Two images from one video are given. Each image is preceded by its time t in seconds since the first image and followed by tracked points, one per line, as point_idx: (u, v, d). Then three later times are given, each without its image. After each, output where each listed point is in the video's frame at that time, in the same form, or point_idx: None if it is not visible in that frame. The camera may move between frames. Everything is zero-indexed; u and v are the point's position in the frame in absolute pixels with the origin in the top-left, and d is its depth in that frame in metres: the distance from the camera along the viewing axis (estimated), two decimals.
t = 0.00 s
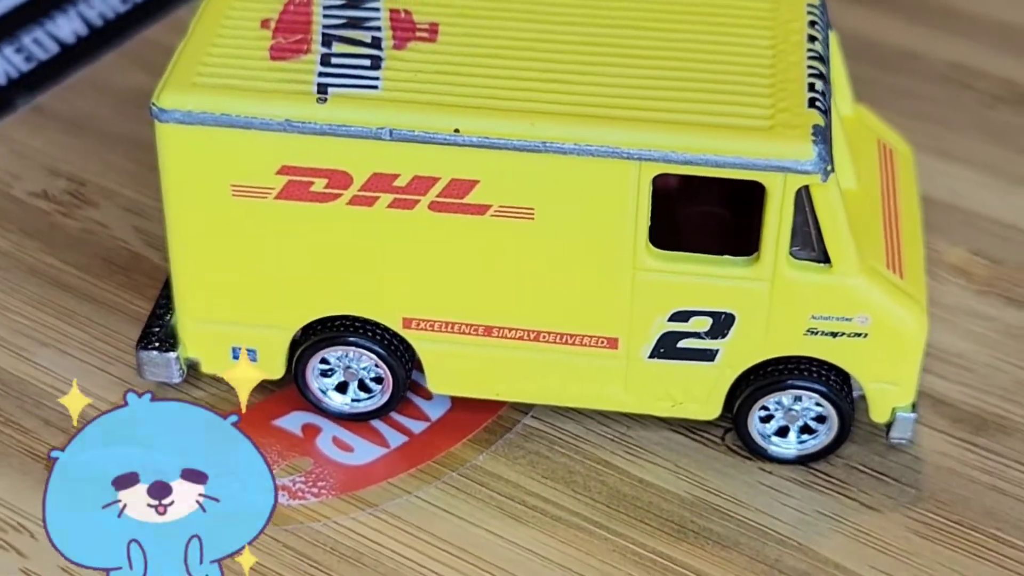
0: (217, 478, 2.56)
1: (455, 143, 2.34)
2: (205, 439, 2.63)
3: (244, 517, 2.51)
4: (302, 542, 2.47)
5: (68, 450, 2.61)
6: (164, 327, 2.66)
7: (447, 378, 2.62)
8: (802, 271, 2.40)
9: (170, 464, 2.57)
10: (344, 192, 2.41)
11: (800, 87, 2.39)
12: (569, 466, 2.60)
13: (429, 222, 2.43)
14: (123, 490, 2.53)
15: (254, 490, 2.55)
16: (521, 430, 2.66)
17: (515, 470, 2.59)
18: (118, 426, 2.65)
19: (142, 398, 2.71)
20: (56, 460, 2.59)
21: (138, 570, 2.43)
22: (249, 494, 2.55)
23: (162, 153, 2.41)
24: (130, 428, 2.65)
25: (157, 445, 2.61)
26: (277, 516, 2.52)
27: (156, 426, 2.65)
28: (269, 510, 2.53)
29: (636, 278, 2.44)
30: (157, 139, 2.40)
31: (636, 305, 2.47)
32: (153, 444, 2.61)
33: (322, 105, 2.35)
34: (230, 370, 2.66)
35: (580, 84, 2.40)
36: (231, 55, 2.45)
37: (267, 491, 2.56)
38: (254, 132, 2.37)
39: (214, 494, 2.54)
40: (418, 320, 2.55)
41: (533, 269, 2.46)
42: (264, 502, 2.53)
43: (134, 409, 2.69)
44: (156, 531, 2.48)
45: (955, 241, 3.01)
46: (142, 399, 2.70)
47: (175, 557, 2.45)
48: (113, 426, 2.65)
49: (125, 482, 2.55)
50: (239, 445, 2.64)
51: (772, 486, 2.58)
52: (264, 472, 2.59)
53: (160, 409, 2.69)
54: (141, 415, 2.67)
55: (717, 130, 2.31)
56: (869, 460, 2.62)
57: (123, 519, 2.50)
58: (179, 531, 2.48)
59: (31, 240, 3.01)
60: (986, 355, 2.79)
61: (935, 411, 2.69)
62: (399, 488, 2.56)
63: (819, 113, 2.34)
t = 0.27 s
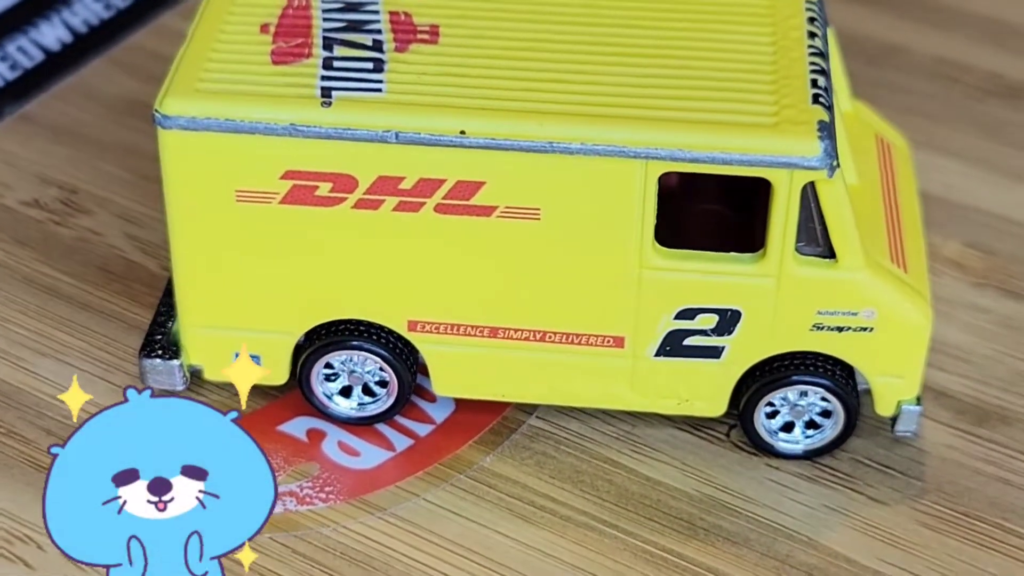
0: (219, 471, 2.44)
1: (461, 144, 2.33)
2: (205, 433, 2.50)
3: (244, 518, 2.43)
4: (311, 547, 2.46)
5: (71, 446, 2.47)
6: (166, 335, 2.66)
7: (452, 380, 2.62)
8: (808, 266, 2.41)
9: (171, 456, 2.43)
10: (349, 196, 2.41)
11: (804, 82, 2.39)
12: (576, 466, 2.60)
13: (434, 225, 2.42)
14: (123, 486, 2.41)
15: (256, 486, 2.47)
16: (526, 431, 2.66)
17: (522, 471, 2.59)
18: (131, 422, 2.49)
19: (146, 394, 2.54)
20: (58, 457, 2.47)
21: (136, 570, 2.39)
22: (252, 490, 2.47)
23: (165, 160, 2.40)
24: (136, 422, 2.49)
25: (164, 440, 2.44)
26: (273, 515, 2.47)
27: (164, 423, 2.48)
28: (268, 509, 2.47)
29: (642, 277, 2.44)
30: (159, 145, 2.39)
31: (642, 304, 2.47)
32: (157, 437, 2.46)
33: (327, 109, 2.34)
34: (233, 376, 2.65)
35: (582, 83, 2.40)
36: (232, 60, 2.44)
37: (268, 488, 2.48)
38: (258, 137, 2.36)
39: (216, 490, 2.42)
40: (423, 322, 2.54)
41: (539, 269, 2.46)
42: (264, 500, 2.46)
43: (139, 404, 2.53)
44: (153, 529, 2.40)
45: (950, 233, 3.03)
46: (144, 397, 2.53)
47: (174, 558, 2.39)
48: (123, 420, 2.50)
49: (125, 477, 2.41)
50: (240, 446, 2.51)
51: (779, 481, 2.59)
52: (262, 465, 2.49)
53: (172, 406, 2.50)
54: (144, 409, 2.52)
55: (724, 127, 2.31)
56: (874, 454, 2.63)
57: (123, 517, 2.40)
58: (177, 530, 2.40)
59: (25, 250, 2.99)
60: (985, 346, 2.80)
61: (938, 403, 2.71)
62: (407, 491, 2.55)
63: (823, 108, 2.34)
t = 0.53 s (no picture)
0: (218, 470, 2.39)
1: (463, 146, 2.33)
2: (206, 434, 2.43)
3: (244, 518, 2.39)
4: (318, 552, 2.45)
5: (71, 446, 2.41)
6: (166, 341, 2.65)
7: (454, 381, 2.61)
8: (810, 262, 2.42)
9: (171, 456, 2.38)
10: (351, 199, 2.40)
11: (804, 80, 2.40)
12: (581, 466, 2.60)
13: (437, 226, 2.42)
14: (123, 486, 2.38)
15: (255, 485, 2.42)
16: (529, 431, 2.66)
17: (526, 472, 2.59)
18: (131, 423, 2.41)
19: (146, 395, 2.43)
20: (58, 457, 2.40)
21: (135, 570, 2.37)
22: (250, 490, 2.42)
23: (165, 166, 2.39)
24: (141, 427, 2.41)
25: (165, 440, 2.39)
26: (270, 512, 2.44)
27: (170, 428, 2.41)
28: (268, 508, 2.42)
29: (645, 276, 2.45)
30: (159, 151, 2.38)
31: (645, 303, 2.48)
32: (161, 441, 2.39)
33: (329, 113, 2.34)
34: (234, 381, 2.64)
35: (582, 83, 2.40)
36: (231, 65, 2.43)
37: (267, 488, 2.44)
38: (259, 142, 2.35)
39: (216, 490, 2.38)
40: (426, 324, 2.54)
41: (541, 269, 2.46)
42: (264, 500, 2.41)
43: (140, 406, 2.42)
44: (153, 529, 2.37)
45: (944, 227, 3.04)
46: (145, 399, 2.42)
47: (174, 558, 2.37)
48: (126, 424, 2.42)
49: (125, 478, 2.38)
50: (241, 447, 2.44)
51: (783, 477, 2.59)
52: (263, 465, 2.43)
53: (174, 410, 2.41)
54: (147, 413, 2.41)
55: (727, 126, 2.32)
56: (876, 449, 2.64)
57: (122, 517, 2.37)
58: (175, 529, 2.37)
59: (18, 258, 2.97)
60: (983, 339, 2.81)
61: (938, 396, 2.72)
62: (412, 493, 2.55)
63: (824, 105, 2.35)
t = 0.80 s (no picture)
0: (218, 470, 2.28)
1: (469, 148, 2.33)
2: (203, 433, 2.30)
3: (244, 519, 2.28)
4: (329, 558, 2.44)
5: (71, 445, 2.26)
6: (169, 349, 2.64)
7: (459, 384, 2.61)
8: (816, 258, 2.43)
9: (172, 456, 2.27)
10: (356, 204, 2.39)
11: (806, 77, 2.41)
12: (588, 466, 2.61)
13: (443, 229, 2.42)
14: (123, 486, 2.28)
15: (256, 485, 2.29)
16: (535, 432, 2.66)
17: (534, 473, 2.59)
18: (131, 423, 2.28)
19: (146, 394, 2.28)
20: (59, 458, 2.25)
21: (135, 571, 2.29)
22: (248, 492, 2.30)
23: (168, 174, 2.38)
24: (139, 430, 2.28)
25: (165, 439, 2.26)
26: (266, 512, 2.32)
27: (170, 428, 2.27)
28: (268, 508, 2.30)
29: (651, 275, 2.45)
30: (163, 159, 2.36)
31: (651, 302, 2.48)
32: (160, 442, 2.26)
33: (334, 117, 2.33)
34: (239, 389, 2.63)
35: (586, 83, 2.40)
36: (234, 70, 2.42)
37: (266, 487, 2.31)
38: (264, 147, 2.34)
39: (216, 489, 2.28)
40: (432, 328, 2.53)
41: (547, 270, 2.45)
42: (264, 500, 2.29)
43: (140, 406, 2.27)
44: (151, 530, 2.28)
45: (938, 220, 3.06)
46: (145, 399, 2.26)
47: (175, 558, 2.29)
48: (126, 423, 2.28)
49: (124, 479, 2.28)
50: (242, 445, 2.31)
51: (790, 472, 2.60)
52: (263, 462, 2.30)
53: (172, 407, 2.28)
54: (148, 413, 2.27)
55: (733, 123, 2.32)
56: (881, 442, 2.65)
57: (122, 518, 2.28)
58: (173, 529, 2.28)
59: (12, 268, 2.95)
60: (982, 330, 2.83)
61: (940, 388, 2.73)
62: (421, 497, 2.54)
63: (828, 101, 2.36)
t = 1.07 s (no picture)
0: (218, 471, 2.24)
1: (475, 150, 2.32)
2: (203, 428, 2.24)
3: (244, 519, 2.25)
4: (342, 564, 2.44)
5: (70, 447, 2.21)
6: (173, 359, 2.62)
7: (465, 386, 2.61)
8: (820, 252, 2.44)
9: (172, 455, 2.22)
10: (362, 208, 2.39)
11: (807, 71, 2.41)
12: (595, 465, 2.61)
13: (449, 232, 2.41)
14: (123, 486, 2.23)
15: (255, 486, 2.24)
16: (541, 433, 2.66)
17: (542, 474, 2.59)
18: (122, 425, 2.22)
19: (146, 393, 2.23)
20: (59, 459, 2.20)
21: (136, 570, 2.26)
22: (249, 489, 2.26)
23: (171, 183, 2.36)
24: (134, 430, 2.23)
25: (165, 440, 2.21)
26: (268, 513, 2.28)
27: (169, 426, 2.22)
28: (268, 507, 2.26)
29: (657, 272, 2.45)
30: (166, 168, 2.35)
31: (657, 299, 2.49)
32: (157, 442, 2.22)
33: (338, 122, 2.32)
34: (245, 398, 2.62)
35: (588, 83, 2.40)
36: (234, 76, 2.40)
37: (266, 487, 2.27)
38: (269, 154, 2.33)
39: (216, 489, 2.24)
40: (438, 330, 2.53)
41: (553, 270, 2.45)
42: (263, 500, 2.25)
43: (140, 405, 2.22)
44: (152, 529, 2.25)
45: (929, 211, 3.08)
46: (144, 399, 2.21)
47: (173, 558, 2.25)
48: (118, 426, 2.23)
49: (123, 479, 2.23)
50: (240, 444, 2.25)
51: (796, 466, 2.62)
52: (263, 463, 2.25)
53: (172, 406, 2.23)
54: (147, 415, 2.22)
55: (738, 119, 2.33)
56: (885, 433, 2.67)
57: (122, 518, 2.24)
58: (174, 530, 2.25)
59: (5, 282, 2.92)
60: (979, 319, 2.85)
61: (940, 378, 2.75)
62: (431, 501, 2.54)
63: (830, 95, 2.37)
